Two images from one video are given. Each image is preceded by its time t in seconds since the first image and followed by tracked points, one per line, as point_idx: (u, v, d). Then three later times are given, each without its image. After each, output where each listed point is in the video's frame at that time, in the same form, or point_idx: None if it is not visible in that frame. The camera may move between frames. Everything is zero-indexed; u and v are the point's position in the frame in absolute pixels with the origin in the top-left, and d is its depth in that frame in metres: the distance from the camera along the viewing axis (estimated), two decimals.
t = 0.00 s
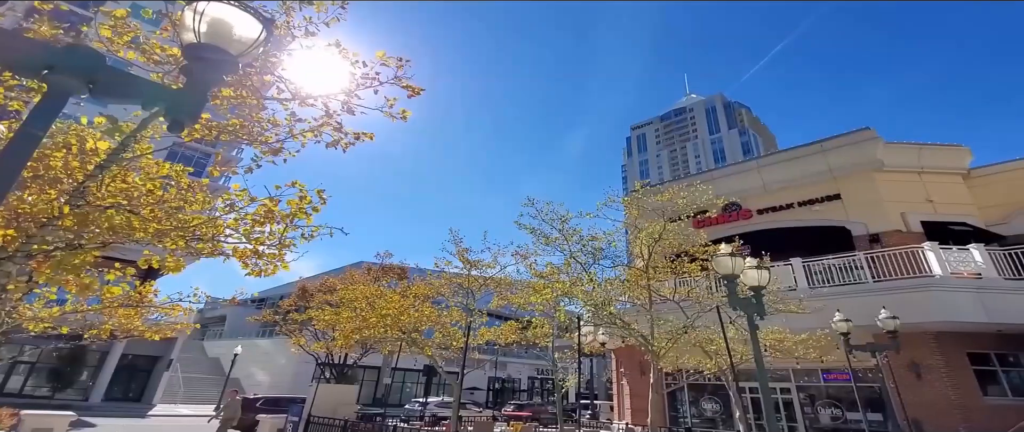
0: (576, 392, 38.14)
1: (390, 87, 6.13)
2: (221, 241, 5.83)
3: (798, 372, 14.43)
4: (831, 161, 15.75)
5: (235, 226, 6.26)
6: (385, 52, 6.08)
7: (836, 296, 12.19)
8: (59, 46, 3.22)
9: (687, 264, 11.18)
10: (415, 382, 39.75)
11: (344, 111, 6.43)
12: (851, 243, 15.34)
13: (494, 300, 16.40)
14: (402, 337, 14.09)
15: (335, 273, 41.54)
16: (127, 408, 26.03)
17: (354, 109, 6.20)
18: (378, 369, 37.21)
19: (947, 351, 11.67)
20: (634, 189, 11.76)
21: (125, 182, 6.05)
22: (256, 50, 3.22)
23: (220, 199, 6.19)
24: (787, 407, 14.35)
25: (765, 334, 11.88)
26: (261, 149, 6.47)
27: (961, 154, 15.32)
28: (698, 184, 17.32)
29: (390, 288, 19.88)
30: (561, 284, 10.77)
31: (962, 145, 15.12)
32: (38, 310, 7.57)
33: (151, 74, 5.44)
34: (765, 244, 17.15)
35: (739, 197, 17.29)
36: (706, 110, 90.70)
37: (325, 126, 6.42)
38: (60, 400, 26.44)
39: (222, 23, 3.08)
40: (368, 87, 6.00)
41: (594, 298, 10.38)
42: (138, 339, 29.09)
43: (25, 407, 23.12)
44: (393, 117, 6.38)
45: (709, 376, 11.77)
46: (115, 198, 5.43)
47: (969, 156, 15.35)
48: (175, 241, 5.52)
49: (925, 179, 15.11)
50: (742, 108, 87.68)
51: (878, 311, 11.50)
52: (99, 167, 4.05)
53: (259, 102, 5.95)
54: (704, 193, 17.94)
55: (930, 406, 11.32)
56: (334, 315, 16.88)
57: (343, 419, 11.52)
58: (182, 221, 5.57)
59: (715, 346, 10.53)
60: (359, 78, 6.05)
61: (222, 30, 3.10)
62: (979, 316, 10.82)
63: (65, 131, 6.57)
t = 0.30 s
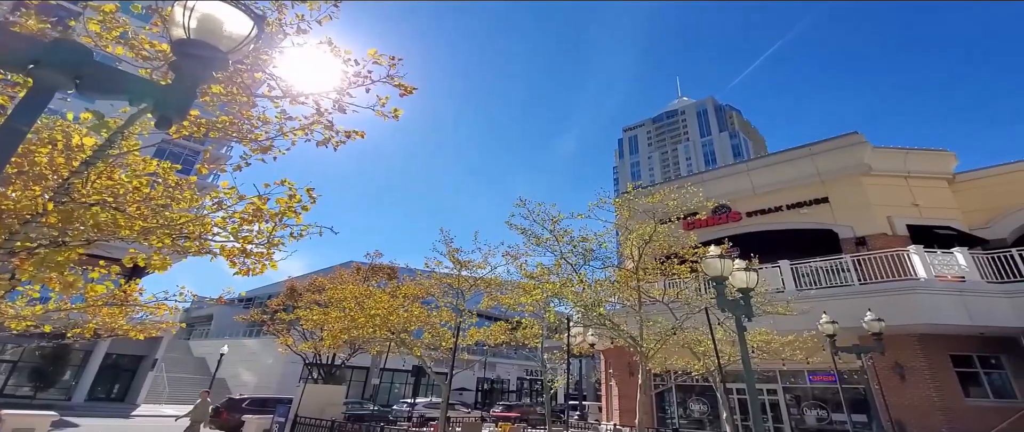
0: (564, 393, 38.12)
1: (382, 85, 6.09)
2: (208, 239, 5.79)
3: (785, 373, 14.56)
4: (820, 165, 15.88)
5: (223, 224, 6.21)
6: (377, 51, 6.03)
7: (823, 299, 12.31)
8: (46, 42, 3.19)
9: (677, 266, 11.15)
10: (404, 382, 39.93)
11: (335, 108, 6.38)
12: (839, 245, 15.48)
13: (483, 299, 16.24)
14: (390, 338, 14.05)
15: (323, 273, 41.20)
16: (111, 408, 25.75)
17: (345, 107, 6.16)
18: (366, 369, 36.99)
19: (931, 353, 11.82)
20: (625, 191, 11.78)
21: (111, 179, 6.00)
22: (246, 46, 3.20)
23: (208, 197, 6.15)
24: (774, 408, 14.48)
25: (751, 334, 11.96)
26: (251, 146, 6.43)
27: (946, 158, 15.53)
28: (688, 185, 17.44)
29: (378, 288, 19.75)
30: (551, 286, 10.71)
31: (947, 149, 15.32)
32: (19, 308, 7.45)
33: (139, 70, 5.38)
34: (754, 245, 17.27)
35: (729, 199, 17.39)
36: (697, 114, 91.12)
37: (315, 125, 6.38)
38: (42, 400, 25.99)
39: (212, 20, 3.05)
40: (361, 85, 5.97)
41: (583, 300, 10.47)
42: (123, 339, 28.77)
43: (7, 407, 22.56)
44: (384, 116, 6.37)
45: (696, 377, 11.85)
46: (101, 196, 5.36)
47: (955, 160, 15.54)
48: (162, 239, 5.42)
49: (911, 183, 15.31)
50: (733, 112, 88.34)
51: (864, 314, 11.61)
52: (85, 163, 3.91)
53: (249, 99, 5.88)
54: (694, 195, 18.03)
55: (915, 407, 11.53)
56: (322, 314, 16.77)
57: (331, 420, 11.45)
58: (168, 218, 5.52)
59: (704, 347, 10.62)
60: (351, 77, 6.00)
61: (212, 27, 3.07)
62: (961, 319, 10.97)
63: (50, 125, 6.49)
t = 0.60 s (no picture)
0: (549, 393, 38.17)
1: (370, 84, 6.07)
2: (191, 237, 5.76)
3: (767, 374, 14.71)
4: (804, 168, 16.05)
5: (205, 222, 6.14)
6: (366, 49, 6.00)
7: (806, 300, 12.50)
8: (27, 34, 3.13)
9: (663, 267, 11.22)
10: (389, 383, 39.97)
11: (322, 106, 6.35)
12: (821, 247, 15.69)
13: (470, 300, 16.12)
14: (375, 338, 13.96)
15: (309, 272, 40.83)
16: (90, 408, 25.32)
17: (332, 105, 6.12)
18: (351, 369, 36.73)
19: (910, 354, 12.04)
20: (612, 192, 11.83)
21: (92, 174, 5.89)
22: (231, 42, 3.13)
23: (191, 194, 6.05)
24: (756, 409, 14.64)
25: (735, 335, 12.06)
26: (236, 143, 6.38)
27: (926, 163, 15.83)
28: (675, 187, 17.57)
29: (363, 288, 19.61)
30: (537, 286, 10.68)
31: (928, 154, 15.63)
32: None
33: (122, 65, 5.32)
34: (739, 247, 17.45)
35: (715, 201, 17.55)
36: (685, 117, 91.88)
37: (302, 122, 6.34)
38: (19, 400, 25.33)
39: (197, 14, 2.98)
40: (349, 83, 5.94)
41: (570, 301, 10.51)
42: (103, 338, 28.33)
43: None
44: (372, 114, 6.35)
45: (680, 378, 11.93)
46: (81, 192, 5.27)
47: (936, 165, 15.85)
48: (142, 237, 5.31)
49: (893, 187, 15.57)
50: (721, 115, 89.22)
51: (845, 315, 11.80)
52: (65, 158, 3.78)
53: (235, 95, 5.83)
54: (681, 197, 18.16)
55: (893, 407, 11.73)
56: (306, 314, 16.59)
57: (313, 420, 11.35)
58: (150, 215, 5.43)
59: (688, 348, 10.69)
60: (339, 75, 5.98)
61: (197, 21, 3.01)
62: (940, 321, 11.17)
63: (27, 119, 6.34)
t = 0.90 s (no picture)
0: (534, 393, 38.21)
1: (357, 81, 6.03)
2: (172, 235, 5.64)
3: (749, 374, 14.88)
4: (788, 172, 16.33)
5: (186, 219, 6.06)
6: (353, 46, 5.95)
7: (788, 302, 12.69)
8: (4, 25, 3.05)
9: (648, 267, 11.30)
10: (373, 383, 39.75)
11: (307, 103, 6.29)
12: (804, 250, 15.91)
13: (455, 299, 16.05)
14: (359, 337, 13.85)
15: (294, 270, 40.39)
16: (68, 407, 24.77)
17: (318, 103, 6.07)
18: (335, 369, 36.42)
19: (888, 355, 12.25)
20: (599, 193, 11.87)
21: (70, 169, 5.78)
22: (216, 35, 3.08)
23: (172, 190, 5.95)
24: (738, 409, 14.78)
25: (718, 335, 12.17)
26: (219, 140, 6.31)
27: (908, 168, 16.11)
28: (661, 189, 17.73)
29: (348, 287, 19.44)
30: (523, 286, 10.66)
31: (909, 159, 15.93)
32: None
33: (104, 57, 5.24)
34: (724, 249, 17.64)
35: (701, 203, 17.74)
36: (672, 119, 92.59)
37: (287, 119, 6.27)
38: None
39: (180, 7, 2.92)
40: (335, 80, 5.89)
41: (555, 301, 10.53)
42: (81, 336, 27.84)
43: None
44: (358, 111, 6.30)
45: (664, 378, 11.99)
46: (58, 186, 5.16)
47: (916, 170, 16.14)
48: (121, 233, 5.22)
49: (875, 191, 15.85)
50: (709, 118, 90.06)
51: (826, 316, 12.00)
52: (42, 152, 3.69)
53: (220, 90, 5.77)
54: (667, 198, 18.31)
55: (871, 407, 11.92)
56: (289, 313, 16.39)
57: (295, 420, 11.24)
58: (129, 212, 5.33)
59: (672, 349, 10.74)
60: (326, 71, 5.93)
61: (180, 14, 2.95)
62: (919, 323, 11.38)
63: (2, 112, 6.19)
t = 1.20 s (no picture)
0: (521, 393, 38.16)
1: (346, 78, 6.00)
2: (154, 232, 5.63)
3: (734, 375, 15.02)
4: (775, 174, 16.51)
5: (170, 216, 6.04)
6: (343, 43, 5.93)
7: (773, 303, 12.83)
8: None
9: (636, 268, 11.37)
10: (359, 382, 39.54)
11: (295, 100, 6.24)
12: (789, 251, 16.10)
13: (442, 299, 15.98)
14: (345, 336, 13.75)
15: (281, 269, 39.98)
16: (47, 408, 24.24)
17: (305, 100, 6.02)
18: (320, 369, 36.18)
19: (870, 356, 12.43)
20: (588, 193, 11.90)
21: (51, 164, 5.68)
22: (202, 30, 3.00)
23: (155, 187, 5.89)
24: (723, 409, 14.91)
25: (704, 335, 12.25)
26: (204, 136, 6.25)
27: (892, 172, 16.35)
28: (650, 190, 17.84)
29: (334, 286, 19.28)
30: (511, 285, 10.66)
31: (893, 163, 16.18)
32: None
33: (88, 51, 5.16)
34: (711, 250, 17.79)
35: (689, 204, 17.89)
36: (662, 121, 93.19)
37: (273, 116, 6.23)
38: None
39: None
40: (324, 77, 5.86)
41: (542, 301, 10.55)
42: (62, 334, 27.45)
43: None
44: (347, 109, 6.27)
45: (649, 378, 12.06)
46: (39, 182, 5.07)
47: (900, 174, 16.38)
48: (101, 230, 5.14)
49: (859, 194, 16.07)
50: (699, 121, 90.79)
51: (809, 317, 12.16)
52: (21, 148, 3.59)
53: (206, 86, 5.71)
54: (655, 199, 18.43)
55: (853, 407, 12.09)
56: (274, 312, 16.22)
57: (278, 420, 11.14)
58: (111, 208, 5.28)
59: (658, 349, 10.80)
60: (314, 69, 5.90)
61: (162, 7, 2.87)
62: (900, 325, 11.56)
63: None
